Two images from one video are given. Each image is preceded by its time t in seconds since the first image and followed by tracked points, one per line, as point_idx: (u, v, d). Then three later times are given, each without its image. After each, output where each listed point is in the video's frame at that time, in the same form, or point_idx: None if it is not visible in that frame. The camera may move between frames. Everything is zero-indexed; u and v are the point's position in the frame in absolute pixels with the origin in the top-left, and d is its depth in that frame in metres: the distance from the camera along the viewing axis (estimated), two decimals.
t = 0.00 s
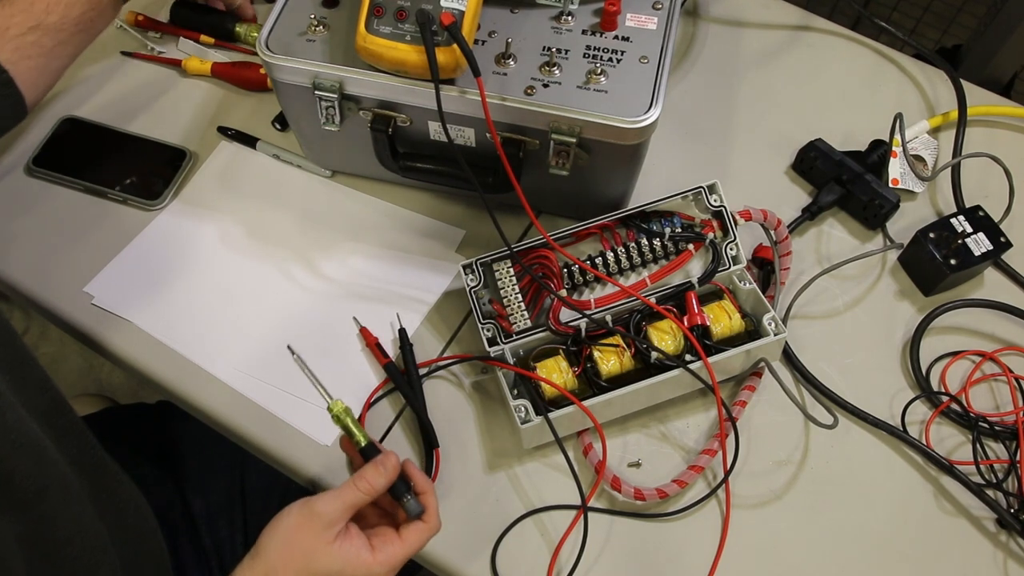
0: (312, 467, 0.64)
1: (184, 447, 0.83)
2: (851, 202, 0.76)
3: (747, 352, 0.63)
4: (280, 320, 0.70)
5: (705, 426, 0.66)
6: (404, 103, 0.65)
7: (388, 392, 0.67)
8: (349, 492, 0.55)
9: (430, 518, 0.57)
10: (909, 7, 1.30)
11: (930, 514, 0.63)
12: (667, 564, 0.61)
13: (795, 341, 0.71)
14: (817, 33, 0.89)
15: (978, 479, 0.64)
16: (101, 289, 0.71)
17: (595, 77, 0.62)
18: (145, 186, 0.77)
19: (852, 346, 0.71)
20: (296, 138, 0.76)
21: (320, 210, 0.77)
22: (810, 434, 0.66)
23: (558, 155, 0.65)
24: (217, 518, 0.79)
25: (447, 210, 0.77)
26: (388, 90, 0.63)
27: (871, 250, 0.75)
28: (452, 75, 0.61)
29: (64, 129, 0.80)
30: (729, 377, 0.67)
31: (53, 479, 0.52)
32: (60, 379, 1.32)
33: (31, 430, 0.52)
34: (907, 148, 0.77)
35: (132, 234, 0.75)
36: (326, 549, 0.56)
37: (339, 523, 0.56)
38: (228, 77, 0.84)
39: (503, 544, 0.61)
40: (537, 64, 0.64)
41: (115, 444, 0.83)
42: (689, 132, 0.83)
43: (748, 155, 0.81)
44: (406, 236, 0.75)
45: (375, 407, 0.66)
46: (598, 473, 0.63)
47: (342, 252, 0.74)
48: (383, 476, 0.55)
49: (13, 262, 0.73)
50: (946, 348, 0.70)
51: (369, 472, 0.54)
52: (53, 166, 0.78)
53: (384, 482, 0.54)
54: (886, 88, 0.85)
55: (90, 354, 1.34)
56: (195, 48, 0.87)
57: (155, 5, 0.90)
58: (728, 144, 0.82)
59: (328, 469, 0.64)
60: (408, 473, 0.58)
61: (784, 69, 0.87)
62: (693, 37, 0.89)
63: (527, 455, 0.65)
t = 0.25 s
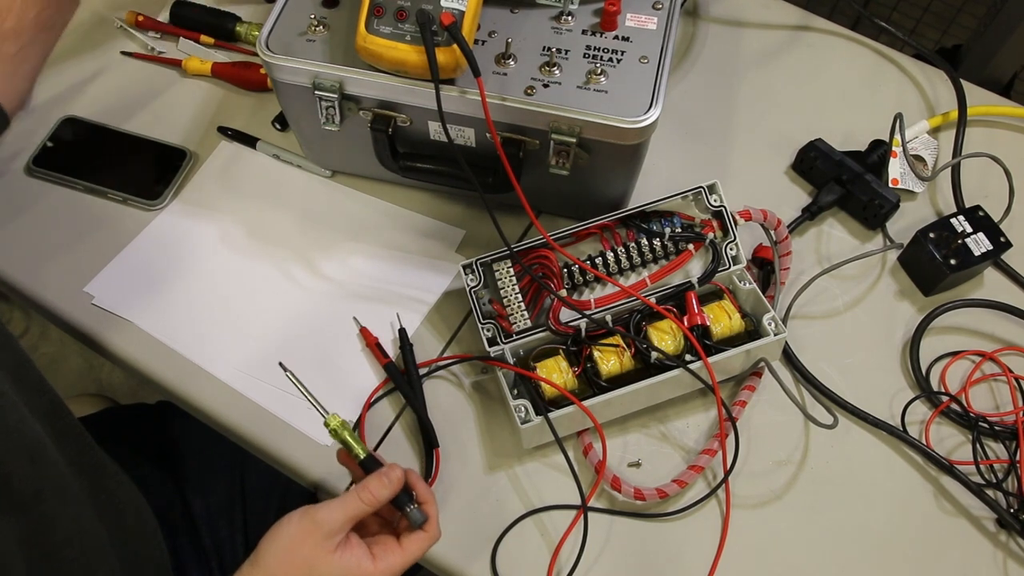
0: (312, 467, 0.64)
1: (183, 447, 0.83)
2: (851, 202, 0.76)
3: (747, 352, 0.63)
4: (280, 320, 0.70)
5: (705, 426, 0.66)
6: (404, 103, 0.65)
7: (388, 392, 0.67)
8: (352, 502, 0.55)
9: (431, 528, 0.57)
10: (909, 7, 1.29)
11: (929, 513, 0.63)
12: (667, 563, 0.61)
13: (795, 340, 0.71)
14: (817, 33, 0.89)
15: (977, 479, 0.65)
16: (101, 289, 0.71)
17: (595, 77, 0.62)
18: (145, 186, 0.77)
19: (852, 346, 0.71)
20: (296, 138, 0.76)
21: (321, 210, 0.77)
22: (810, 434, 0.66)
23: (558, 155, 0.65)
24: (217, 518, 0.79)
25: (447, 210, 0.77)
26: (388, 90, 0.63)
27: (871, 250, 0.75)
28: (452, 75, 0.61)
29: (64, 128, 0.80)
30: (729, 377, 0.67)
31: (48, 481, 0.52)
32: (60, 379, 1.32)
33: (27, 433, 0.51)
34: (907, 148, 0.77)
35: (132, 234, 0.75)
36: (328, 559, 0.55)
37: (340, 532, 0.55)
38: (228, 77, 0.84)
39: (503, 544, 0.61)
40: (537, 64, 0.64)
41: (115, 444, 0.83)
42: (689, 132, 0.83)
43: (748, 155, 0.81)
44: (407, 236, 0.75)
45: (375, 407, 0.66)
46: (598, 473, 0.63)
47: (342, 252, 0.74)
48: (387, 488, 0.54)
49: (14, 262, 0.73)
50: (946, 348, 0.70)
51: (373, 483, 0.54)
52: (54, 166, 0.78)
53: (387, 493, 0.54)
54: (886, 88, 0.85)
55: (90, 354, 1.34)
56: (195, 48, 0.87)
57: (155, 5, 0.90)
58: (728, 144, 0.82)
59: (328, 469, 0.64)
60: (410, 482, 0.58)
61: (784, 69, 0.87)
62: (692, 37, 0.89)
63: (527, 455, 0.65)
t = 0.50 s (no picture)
0: (312, 466, 0.64)
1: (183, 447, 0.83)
2: (850, 202, 0.76)
3: (747, 352, 0.63)
4: (280, 319, 0.70)
5: (704, 426, 0.66)
6: (404, 103, 0.65)
7: (388, 392, 0.67)
8: (339, 498, 0.55)
9: (420, 521, 0.57)
10: (909, 7, 1.29)
11: (929, 513, 0.63)
12: (666, 563, 0.61)
13: (794, 340, 0.71)
14: (817, 33, 0.89)
15: (977, 479, 0.65)
16: (101, 289, 0.72)
17: (595, 77, 0.63)
18: (145, 185, 0.78)
19: (852, 346, 0.71)
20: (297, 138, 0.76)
21: (321, 210, 0.77)
22: (810, 434, 0.66)
23: (558, 155, 0.65)
24: (217, 518, 0.79)
25: (447, 210, 0.77)
26: (388, 90, 0.64)
27: (871, 250, 0.75)
28: (452, 75, 0.61)
29: (64, 128, 0.80)
30: (729, 377, 0.67)
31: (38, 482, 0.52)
32: (60, 379, 1.32)
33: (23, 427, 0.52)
34: (906, 148, 0.77)
35: (132, 235, 0.75)
36: (316, 556, 0.56)
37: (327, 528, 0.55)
38: (228, 77, 0.84)
39: (503, 544, 0.61)
40: (537, 64, 0.64)
41: (115, 444, 0.83)
42: (689, 132, 0.83)
43: (748, 155, 0.81)
44: (407, 236, 0.75)
45: (375, 407, 0.66)
46: (598, 473, 0.63)
47: (342, 252, 0.74)
48: (375, 485, 0.54)
49: (14, 262, 0.73)
50: (945, 348, 0.71)
51: (360, 478, 0.54)
52: (54, 166, 0.78)
53: (375, 489, 0.54)
54: (885, 88, 0.85)
55: (90, 353, 1.34)
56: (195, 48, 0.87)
57: (156, 5, 0.90)
58: (727, 145, 0.82)
59: (328, 469, 0.64)
60: (398, 476, 0.58)
61: (784, 69, 0.87)
62: (692, 37, 0.89)
63: (528, 455, 0.65)
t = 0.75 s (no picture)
0: (312, 466, 0.64)
1: (183, 447, 0.83)
2: (850, 202, 0.76)
3: (747, 352, 0.63)
4: (280, 319, 0.70)
5: (705, 426, 0.66)
6: (404, 103, 0.65)
7: (388, 392, 0.67)
8: (342, 525, 0.55)
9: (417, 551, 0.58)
10: (909, 7, 1.29)
11: (929, 513, 0.63)
12: (666, 563, 0.61)
13: (794, 340, 0.71)
14: (817, 33, 0.89)
15: (977, 479, 0.65)
16: (101, 288, 0.72)
17: (595, 77, 0.63)
18: (145, 186, 0.78)
19: (852, 346, 0.71)
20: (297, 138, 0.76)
21: (321, 210, 0.77)
22: (810, 434, 0.66)
23: (558, 155, 0.65)
24: (217, 518, 0.79)
25: (447, 210, 0.77)
26: (388, 90, 0.64)
27: (871, 250, 0.75)
28: (452, 75, 0.61)
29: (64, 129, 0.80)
30: (729, 377, 0.67)
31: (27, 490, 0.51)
32: (60, 379, 1.32)
33: (14, 437, 0.51)
34: (906, 148, 0.77)
35: (132, 235, 0.75)
36: None
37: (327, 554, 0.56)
38: (228, 77, 0.84)
39: (503, 544, 0.61)
40: (537, 64, 0.64)
41: (114, 444, 0.83)
42: (689, 132, 0.83)
43: (748, 155, 0.81)
44: (407, 236, 0.75)
45: (375, 407, 0.66)
46: (598, 473, 0.63)
47: (342, 252, 0.74)
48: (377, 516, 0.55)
49: (14, 262, 0.73)
50: (946, 348, 0.71)
51: (364, 507, 0.54)
52: (54, 166, 0.78)
53: (377, 519, 0.55)
54: (886, 88, 0.85)
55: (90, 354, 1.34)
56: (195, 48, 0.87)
57: (156, 5, 0.91)
58: (727, 145, 0.82)
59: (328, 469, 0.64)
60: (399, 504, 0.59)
61: (784, 69, 0.87)
62: (692, 37, 0.89)
63: (528, 455, 0.65)
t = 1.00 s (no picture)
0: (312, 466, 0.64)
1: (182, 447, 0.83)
2: (850, 202, 0.76)
3: (747, 352, 0.63)
4: (280, 319, 0.70)
5: (705, 426, 0.66)
6: (404, 103, 0.65)
7: (388, 392, 0.67)
8: (345, 526, 0.55)
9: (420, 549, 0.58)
10: (909, 7, 1.28)
11: (929, 513, 0.63)
12: (666, 563, 0.61)
13: (794, 340, 0.71)
14: (816, 33, 0.89)
15: (977, 479, 0.65)
16: (101, 288, 0.72)
17: (595, 77, 0.63)
18: (145, 186, 0.78)
19: (852, 346, 0.71)
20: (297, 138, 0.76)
21: (321, 210, 0.77)
22: (810, 434, 0.66)
23: (558, 155, 0.65)
24: (217, 518, 0.79)
25: (447, 210, 0.77)
26: (388, 91, 0.64)
27: (871, 250, 0.75)
28: (452, 75, 0.61)
29: (64, 129, 0.80)
30: (729, 376, 0.67)
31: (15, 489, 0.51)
32: (60, 380, 1.32)
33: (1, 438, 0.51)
34: (906, 148, 0.77)
35: (132, 235, 0.75)
36: None
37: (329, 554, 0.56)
38: (228, 77, 0.84)
39: (503, 544, 0.61)
40: (537, 64, 0.64)
41: (114, 446, 0.83)
42: (688, 132, 0.83)
43: (748, 155, 0.81)
44: (407, 236, 0.75)
45: (375, 407, 0.66)
46: (598, 473, 0.63)
47: (342, 252, 0.74)
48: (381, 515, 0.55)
49: (14, 262, 0.73)
50: (946, 348, 0.71)
51: (368, 508, 0.54)
52: (54, 166, 0.78)
53: (381, 520, 0.55)
54: (886, 88, 0.85)
55: (90, 354, 1.34)
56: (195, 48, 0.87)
57: (156, 5, 0.91)
58: (727, 145, 0.82)
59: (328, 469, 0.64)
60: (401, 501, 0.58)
61: (784, 69, 0.87)
62: (692, 37, 0.89)
63: (528, 455, 0.65)
